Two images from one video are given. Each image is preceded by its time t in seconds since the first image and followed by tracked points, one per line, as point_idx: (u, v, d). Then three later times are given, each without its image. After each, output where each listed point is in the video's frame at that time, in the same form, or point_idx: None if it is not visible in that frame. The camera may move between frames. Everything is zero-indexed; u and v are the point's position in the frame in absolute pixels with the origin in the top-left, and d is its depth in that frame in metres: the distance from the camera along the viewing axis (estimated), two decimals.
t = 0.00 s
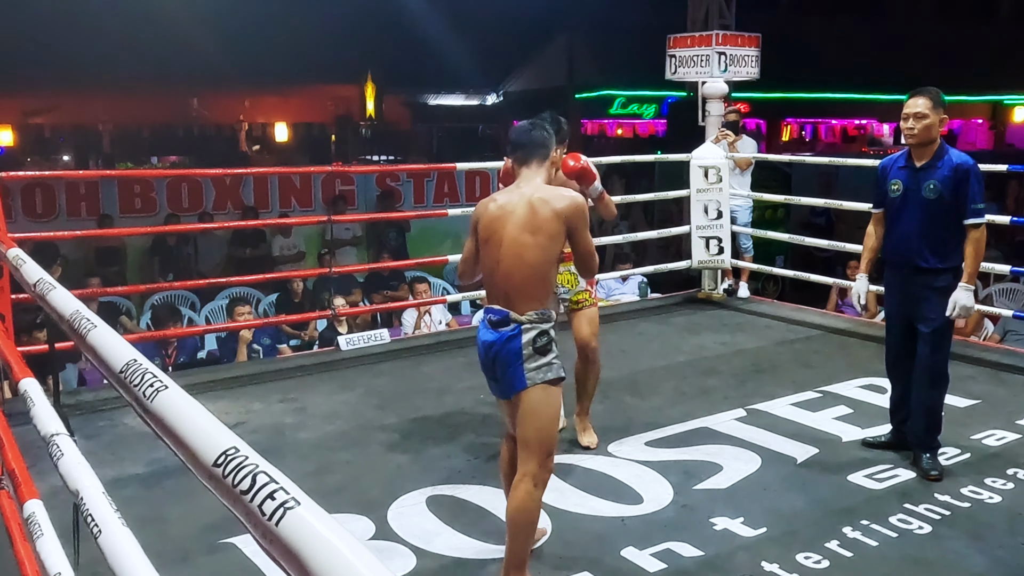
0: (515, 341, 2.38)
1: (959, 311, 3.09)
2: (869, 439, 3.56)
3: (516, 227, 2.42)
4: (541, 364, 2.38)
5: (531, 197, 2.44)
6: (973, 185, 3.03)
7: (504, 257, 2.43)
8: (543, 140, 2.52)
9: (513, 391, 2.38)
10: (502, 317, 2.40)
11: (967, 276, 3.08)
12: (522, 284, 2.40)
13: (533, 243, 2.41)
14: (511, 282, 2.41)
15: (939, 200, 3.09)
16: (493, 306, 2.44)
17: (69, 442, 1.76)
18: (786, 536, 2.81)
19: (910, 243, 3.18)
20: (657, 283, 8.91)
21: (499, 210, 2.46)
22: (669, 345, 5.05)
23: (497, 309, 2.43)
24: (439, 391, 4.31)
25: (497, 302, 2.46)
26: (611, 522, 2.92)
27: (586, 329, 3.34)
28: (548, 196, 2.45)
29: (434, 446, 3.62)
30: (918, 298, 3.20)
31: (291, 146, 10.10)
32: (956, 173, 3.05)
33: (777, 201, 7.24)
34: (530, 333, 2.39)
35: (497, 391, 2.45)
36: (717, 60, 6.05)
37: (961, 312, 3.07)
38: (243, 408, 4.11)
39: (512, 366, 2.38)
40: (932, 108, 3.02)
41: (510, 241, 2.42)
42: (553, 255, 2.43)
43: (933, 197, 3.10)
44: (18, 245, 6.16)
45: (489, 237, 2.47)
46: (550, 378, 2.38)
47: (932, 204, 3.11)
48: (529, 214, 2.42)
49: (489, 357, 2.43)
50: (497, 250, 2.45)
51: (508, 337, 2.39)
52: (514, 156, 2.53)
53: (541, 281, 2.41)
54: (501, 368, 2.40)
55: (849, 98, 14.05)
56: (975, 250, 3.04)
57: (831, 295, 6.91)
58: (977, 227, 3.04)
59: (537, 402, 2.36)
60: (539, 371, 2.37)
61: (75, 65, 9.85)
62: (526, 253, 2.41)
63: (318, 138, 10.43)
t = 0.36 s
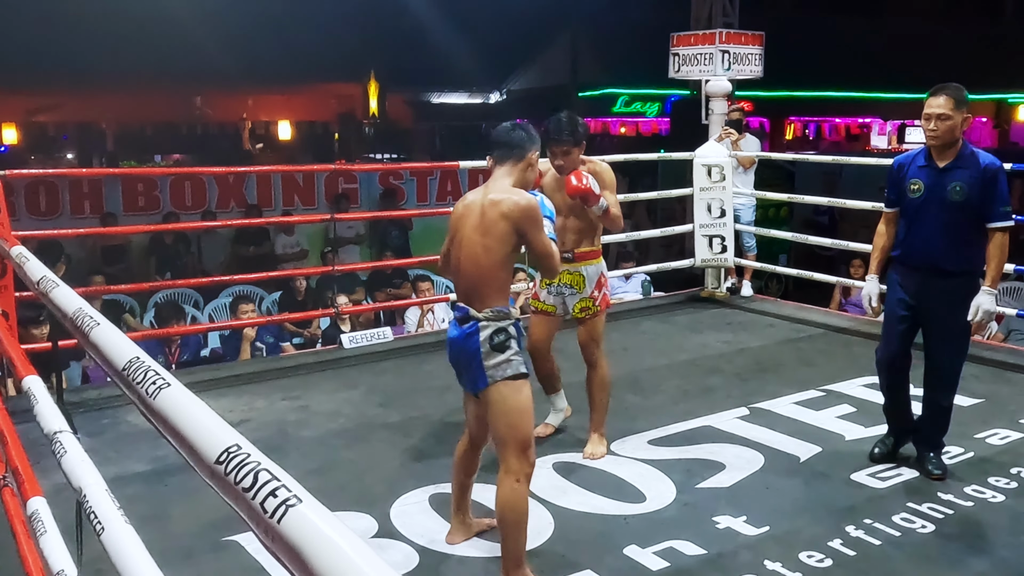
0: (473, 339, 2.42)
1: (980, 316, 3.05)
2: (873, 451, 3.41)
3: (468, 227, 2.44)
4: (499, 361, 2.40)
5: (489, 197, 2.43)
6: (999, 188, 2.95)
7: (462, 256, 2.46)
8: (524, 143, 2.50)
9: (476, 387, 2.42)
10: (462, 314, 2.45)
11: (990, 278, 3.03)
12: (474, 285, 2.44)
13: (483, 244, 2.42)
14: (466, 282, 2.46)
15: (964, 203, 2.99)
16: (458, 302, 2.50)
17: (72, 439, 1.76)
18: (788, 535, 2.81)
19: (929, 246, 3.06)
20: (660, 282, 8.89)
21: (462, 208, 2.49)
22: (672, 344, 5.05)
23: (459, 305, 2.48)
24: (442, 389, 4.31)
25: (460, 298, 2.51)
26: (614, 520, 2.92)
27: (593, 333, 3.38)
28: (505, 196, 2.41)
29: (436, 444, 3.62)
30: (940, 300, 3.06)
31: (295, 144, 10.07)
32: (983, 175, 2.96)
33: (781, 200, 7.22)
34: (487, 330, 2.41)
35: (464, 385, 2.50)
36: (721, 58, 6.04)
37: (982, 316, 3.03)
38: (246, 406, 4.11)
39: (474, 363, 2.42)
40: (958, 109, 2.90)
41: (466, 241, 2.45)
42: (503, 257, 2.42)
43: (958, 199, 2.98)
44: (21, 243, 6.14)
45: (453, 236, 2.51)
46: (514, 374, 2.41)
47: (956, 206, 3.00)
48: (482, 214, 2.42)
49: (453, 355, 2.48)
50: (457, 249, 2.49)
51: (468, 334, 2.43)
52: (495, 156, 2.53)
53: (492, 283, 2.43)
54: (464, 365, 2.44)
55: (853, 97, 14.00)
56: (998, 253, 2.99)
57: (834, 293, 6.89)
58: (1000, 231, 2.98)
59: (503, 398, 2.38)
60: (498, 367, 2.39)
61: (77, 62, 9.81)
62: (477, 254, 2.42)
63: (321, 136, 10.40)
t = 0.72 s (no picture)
0: (448, 335, 2.45)
1: (964, 315, 2.80)
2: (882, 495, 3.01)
3: (446, 224, 2.44)
4: (470, 360, 2.43)
5: (465, 192, 2.44)
6: (1011, 196, 2.78)
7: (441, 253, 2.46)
8: (490, 138, 2.51)
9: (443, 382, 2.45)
10: (441, 310, 2.47)
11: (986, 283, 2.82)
12: (455, 280, 2.44)
13: (463, 239, 2.42)
14: (448, 278, 2.46)
15: (975, 211, 2.82)
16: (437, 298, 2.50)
17: (77, 436, 1.76)
18: (793, 534, 2.80)
19: (941, 259, 2.89)
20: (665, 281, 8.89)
21: (437, 205, 2.49)
22: (676, 342, 5.04)
23: (438, 302, 2.49)
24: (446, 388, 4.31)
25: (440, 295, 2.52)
26: (619, 518, 2.92)
27: (583, 336, 3.33)
28: (480, 190, 2.43)
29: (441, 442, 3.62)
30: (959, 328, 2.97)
31: (299, 143, 10.08)
32: (994, 181, 2.80)
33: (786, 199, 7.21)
34: (463, 327, 2.44)
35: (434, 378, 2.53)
36: (726, 56, 6.03)
37: (968, 316, 2.79)
38: (251, 404, 4.12)
39: (444, 359, 2.45)
40: (963, 113, 2.74)
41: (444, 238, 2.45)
42: (485, 251, 2.43)
43: (969, 208, 2.81)
44: (26, 241, 6.15)
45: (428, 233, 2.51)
46: (481, 377, 2.43)
47: (968, 216, 2.83)
48: (460, 208, 2.42)
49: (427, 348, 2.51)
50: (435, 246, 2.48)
51: (442, 330, 2.46)
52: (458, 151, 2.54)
53: (475, 276, 2.44)
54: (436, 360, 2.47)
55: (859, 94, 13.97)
56: (1000, 258, 2.81)
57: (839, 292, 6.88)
58: (1012, 238, 2.81)
59: (465, 396, 2.40)
60: (468, 367, 2.42)
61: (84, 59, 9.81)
62: (458, 249, 2.43)
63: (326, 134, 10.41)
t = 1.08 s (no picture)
0: (466, 318, 2.47)
1: (977, 327, 2.63)
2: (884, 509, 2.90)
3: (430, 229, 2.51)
4: (501, 331, 2.50)
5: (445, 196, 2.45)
6: (1008, 190, 2.63)
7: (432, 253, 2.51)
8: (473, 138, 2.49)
9: (478, 363, 2.48)
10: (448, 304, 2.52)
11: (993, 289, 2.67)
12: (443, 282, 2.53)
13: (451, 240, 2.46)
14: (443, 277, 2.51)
15: (970, 209, 2.66)
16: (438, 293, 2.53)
17: (82, 434, 1.77)
18: (798, 533, 2.80)
19: (936, 259, 2.71)
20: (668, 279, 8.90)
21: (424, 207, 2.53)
22: (680, 341, 5.04)
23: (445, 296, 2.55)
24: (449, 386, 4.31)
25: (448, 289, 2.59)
26: (623, 517, 2.92)
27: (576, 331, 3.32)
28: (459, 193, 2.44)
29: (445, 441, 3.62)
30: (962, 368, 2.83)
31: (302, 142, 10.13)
32: (988, 176, 2.64)
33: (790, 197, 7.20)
34: (479, 310, 2.49)
35: (453, 377, 2.51)
36: (730, 55, 6.01)
37: (980, 329, 2.62)
38: (254, 402, 4.12)
39: (473, 342, 2.47)
40: (949, 105, 2.60)
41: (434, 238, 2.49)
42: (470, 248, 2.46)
43: (963, 205, 2.65)
44: (32, 239, 6.17)
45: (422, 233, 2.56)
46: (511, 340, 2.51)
47: (961, 213, 2.67)
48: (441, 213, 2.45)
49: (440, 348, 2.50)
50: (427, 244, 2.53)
51: (460, 320, 2.47)
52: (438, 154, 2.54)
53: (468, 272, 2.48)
54: (459, 348, 2.47)
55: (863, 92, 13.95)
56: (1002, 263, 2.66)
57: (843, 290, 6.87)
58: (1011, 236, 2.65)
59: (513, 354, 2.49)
60: (502, 334, 2.50)
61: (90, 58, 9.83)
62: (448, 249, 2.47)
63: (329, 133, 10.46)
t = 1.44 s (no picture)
0: (522, 307, 2.70)
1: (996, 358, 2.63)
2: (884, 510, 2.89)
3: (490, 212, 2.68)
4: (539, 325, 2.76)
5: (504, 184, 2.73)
6: (996, 205, 2.45)
7: (492, 240, 2.69)
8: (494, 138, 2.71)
9: (520, 350, 2.70)
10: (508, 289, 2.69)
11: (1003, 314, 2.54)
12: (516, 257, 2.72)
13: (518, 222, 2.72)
14: (499, 262, 2.69)
15: (954, 222, 2.52)
16: (489, 282, 2.70)
17: (82, 433, 1.77)
18: (797, 531, 2.80)
19: (922, 271, 2.59)
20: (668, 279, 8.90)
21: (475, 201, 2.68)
22: (680, 340, 5.04)
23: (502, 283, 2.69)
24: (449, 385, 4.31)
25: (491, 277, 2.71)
26: (623, 516, 2.92)
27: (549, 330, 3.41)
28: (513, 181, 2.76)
29: (444, 439, 3.62)
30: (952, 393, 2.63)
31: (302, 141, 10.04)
32: (975, 188, 2.48)
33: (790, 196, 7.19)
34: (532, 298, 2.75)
35: (496, 355, 2.71)
36: (729, 54, 6.01)
37: (998, 359, 2.61)
38: (254, 401, 4.12)
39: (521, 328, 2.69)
40: (930, 111, 2.49)
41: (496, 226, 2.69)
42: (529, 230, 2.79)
43: (947, 217, 2.52)
44: (30, 238, 6.16)
45: (468, 228, 2.68)
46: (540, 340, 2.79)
47: (946, 225, 2.53)
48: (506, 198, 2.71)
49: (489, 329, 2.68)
50: (484, 234, 2.69)
51: (517, 305, 2.69)
52: (467, 151, 2.72)
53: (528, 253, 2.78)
54: (508, 333, 2.68)
55: (863, 92, 13.94)
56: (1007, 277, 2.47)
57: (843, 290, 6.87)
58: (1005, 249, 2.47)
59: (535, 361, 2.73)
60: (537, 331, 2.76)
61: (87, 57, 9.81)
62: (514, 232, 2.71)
63: (329, 134, 10.39)
